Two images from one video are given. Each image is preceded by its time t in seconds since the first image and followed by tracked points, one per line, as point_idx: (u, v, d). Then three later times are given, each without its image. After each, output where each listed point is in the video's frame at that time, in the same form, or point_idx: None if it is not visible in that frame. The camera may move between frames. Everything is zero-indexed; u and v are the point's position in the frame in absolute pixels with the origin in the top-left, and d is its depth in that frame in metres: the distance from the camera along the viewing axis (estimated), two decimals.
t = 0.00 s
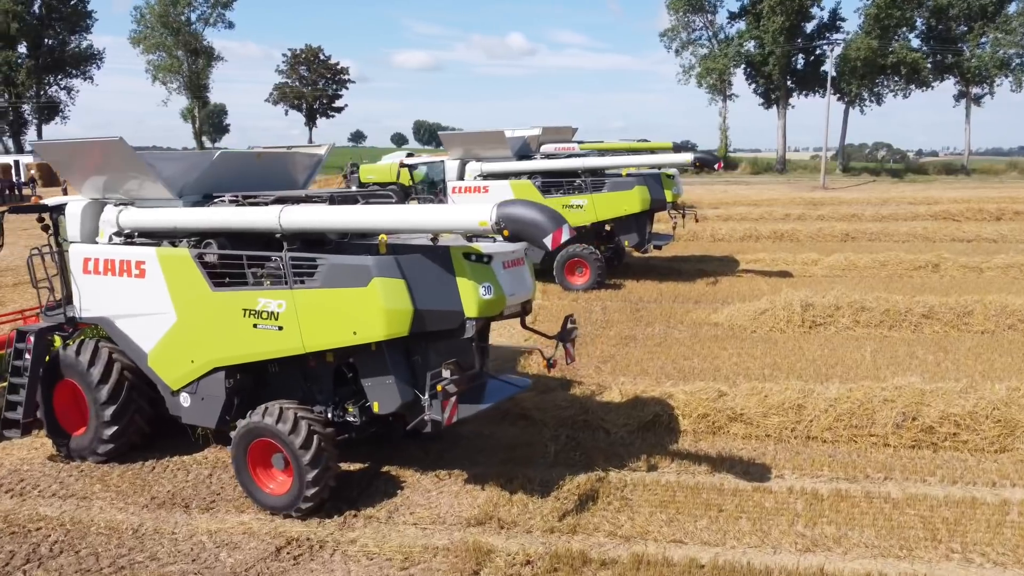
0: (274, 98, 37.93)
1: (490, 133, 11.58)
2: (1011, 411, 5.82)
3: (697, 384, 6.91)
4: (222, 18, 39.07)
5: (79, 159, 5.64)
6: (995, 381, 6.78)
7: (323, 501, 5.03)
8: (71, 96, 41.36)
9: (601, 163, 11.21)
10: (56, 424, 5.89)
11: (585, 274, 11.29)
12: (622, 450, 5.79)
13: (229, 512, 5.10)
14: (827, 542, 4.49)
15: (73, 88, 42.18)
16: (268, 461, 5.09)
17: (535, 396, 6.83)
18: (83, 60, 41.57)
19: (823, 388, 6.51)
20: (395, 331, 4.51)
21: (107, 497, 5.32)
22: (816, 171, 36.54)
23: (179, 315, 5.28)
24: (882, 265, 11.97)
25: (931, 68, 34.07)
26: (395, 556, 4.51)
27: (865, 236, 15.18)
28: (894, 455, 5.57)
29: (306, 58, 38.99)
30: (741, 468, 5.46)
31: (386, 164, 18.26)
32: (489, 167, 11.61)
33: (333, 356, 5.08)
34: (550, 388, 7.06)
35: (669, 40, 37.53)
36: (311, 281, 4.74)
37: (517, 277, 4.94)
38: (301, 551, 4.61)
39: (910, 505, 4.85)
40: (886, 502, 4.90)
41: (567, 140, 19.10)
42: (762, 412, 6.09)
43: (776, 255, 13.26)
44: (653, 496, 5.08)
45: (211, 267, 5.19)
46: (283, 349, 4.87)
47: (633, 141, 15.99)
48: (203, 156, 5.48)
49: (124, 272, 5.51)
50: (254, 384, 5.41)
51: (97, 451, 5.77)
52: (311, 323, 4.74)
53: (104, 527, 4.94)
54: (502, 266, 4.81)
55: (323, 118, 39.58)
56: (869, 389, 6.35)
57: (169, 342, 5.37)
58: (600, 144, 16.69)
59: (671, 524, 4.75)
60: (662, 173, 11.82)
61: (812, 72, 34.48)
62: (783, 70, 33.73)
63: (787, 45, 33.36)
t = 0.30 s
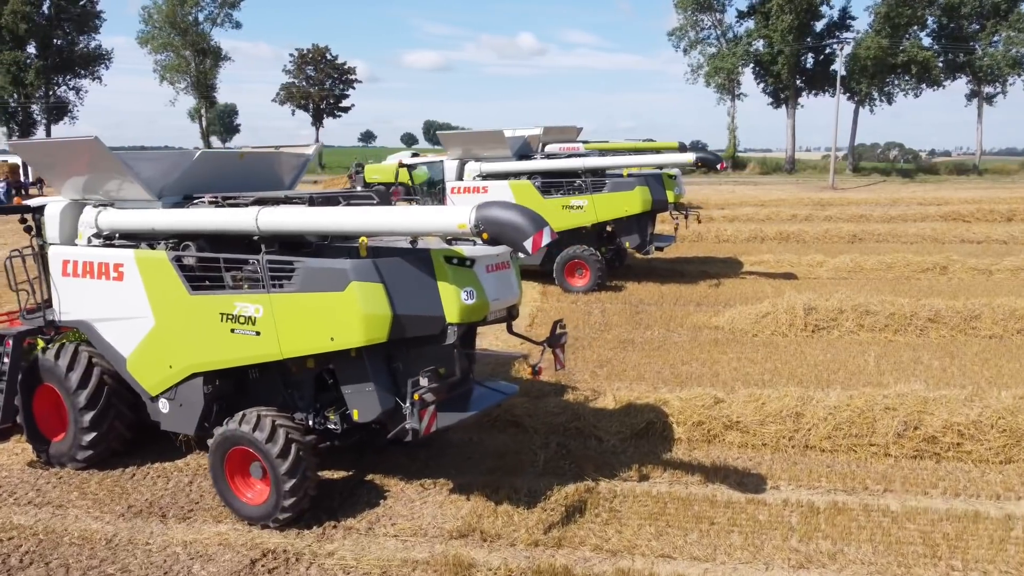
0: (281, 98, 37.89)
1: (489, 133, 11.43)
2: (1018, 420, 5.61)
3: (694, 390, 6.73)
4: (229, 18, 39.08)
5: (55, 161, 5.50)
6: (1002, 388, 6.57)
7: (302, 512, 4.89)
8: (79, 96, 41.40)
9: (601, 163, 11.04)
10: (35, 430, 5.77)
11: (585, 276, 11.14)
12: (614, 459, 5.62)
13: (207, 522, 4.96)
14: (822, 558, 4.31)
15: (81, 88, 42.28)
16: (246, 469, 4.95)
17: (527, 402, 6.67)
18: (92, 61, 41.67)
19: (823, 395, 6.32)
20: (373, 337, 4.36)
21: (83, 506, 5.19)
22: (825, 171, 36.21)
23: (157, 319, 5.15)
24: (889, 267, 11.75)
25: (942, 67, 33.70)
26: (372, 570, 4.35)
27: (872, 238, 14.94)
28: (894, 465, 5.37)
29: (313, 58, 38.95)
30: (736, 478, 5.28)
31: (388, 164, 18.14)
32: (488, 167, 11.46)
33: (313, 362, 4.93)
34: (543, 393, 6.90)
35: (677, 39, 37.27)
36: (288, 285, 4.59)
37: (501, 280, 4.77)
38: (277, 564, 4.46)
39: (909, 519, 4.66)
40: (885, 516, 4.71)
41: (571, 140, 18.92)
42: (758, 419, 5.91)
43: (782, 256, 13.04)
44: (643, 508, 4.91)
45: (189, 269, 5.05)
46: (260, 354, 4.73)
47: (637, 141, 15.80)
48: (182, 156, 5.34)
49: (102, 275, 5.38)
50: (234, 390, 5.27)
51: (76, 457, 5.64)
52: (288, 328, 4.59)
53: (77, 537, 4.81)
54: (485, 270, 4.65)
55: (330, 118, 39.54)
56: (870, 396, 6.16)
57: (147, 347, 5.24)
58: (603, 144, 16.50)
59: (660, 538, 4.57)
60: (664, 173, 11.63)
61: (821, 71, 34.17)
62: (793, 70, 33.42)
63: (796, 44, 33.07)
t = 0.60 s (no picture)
0: (288, 98, 37.85)
1: (488, 133, 11.27)
2: None
3: (691, 396, 6.54)
4: (237, 18, 39.08)
5: (34, 161, 5.40)
6: (1010, 396, 6.36)
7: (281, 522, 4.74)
8: (87, 96, 41.41)
9: (602, 163, 10.86)
10: (14, 435, 5.65)
11: (586, 278, 10.98)
12: (605, 469, 5.45)
13: (183, 532, 4.82)
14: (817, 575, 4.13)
15: (90, 88, 42.37)
16: (223, 478, 4.81)
17: (519, 407, 6.50)
18: (101, 61, 41.76)
19: (824, 402, 6.13)
20: (350, 344, 4.21)
21: (59, 514, 5.07)
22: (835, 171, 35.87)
23: (134, 323, 5.01)
24: (896, 269, 11.52)
25: (954, 66, 33.32)
26: None
27: (880, 239, 14.69)
28: (895, 476, 5.18)
29: (320, 57, 38.89)
30: (730, 489, 5.10)
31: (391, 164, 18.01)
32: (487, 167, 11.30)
33: (292, 367, 4.78)
34: (537, 399, 6.73)
35: (685, 38, 37.01)
36: (264, 288, 4.45)
37: (486, 284, 4.61)
38: None
39: (910, 534, 4.47)
40: (884, 530, 4.53)
41: (576, 140, 18.73)
42: (756, 427, 5.72)
43: (787, 258, 12.82)
44: (633, 520, 4.74)
45: (166, 272, 4.91)
46: (237, 360, 4.59)
47: (641, 141, 15.60)
48: (161, 155, 5.20)
49: (80, 277, 5.25)
50: (214, 396, 5.12)
51: (55, 463, 5.52)
52: (265, 333, 4.44)
53: (49, 547, 4.68)
54: (468, 274, 4.50)
55: (337, 118, 39.48)
56: (872, 404, 5.96)
57: (124, 351, 5.11)
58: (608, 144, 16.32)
59: (649, 552, 4.40)
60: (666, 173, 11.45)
61: (831, 70, 33.83)
62: (802, 69, 33.11)
63: (805, 43, 32.76)
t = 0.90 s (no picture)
0: (295, 98, 37.79)
1: (489, 132, 11.10)
2: None
3: (689, 403, 6.36)
4: (245, 18, 39.08)
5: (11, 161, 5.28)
6: (1018, 404, 6.15)
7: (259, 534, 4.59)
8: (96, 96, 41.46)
9: (603, 163, 10.68)
10: None
11: (586, 280, 10.82)
12: (597, 479, 5.28)
13: (159, 543, 4.67)
14: None
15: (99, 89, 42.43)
16: (200, 488, 4.66)
17: (511, 413, 6.33)
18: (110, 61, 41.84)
19: (825, 410, 5.93)
20: (326, 351, 4.05)
21: (35, 523, 4.93)
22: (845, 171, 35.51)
23: (111, 328, 4.87)
24: (905, 272, 11.29)
25: (966, 65, 32.94)
26: None
27: (889, 240, 14.44)
28: (897, 489, 4.99)
29: (327, 57, 38.83)
30: (726, 501, 4.92)
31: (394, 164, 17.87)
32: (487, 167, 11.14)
33: (272, 374, 4.63)
34: (530, 405, 6.56)
35: (694, 38, 36.73)
36: (240, 293, 4.30)
37: (470, 289, 4.45)
38: None
39: (911, 550, 4.28)
40: (884, 546, 4.34)
41: (580, 140, 18.53)
42: (754, 437, 5.53)
43: (793, 260, 12.60)
44: (623, 534, 4.56)
45: (143, 275, 4.77)
46: (213, 367, 4.44)
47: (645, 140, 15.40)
48: (140, 155, 5.06)
49: (58, 280, 5.11)
50: (193, 402, 4.98)
51: (33, 471, 5.39)
52: (241, 339, 4.29)
53: (22, 558, 4.54)
54: (451, 279, 4.34)
55: (345, 118, 39.41)
56: (874, 412, 5.76)
57: (102, 357, 4.97)
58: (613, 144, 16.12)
59: (639, 568, 4.22)
60: (669, 173, 11.25)
61: (841, 69, 33.50)
62: (812, 68, 32.80)
63: (816, 42, 32.45)
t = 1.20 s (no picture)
0: (303, 98, 37.76)
1: (489, 132, 10.93)
2: None
3: (687, 411, 6.17)
4: (253, 17, 39.08)
5: None
6: None
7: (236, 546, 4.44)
8: (105, 96, 41.53)
9: (605, 163, 10.49)
10: None
11: (588, 282, 10.63)
12: (589, 490, 5.10)
13: (134, 556, 4.52)
14: None
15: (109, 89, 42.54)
16: (176, 498, 4.51)
17: (504, 420, 6.15)
18: (120, 61, 41.94)
19: (828, 419, 5.72)
20: (301, 359, 3.89)
21: (9, 533, 4.79)
22: (856, 171, 35.15)
23: (87, 333, 4.73)
24: (914, 274, 11.05)
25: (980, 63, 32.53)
26: None
27: (899, 242, 14.17)
28: (901, 502, 4.79)
29: (335, 57, 38.76)
30: (722, 515, 4.73)
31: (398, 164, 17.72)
32: (488, 167, 10.97)
33: (250, 381, 4.47)
34: (524, 411, 6.39)
35: (703, 36, 36.46)
36: (215, 297, 4.14)
37: (453, 294, 4.28)
38: None
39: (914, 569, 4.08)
40: (886, 564, 4.14)
41: (586, 140, 18.33)
42: (752, 447, 5.34)
43: (801, 261, 12.37)
44: (613, 549, 4.38)
45: (119, 279, 4.62)
46: (187, 374, 4.29)
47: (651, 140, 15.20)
48: (118, 155, 4.92)
49: (34, 283, 4.97)
50: (172, 410, 4.83)
51: (11, 478, 5.26)
52: (215, 346, 4.14)
53: None
54: (433, 283, 4.17)
55: (352, 118, 39.35)
56: (878, 421, 5.56)
57: (78, 362, 4.83)
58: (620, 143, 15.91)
59: None
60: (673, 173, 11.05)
61: (853, 68, 33.15)
62: (823, 66, 32.47)
63: (827, 40, 32.11)
